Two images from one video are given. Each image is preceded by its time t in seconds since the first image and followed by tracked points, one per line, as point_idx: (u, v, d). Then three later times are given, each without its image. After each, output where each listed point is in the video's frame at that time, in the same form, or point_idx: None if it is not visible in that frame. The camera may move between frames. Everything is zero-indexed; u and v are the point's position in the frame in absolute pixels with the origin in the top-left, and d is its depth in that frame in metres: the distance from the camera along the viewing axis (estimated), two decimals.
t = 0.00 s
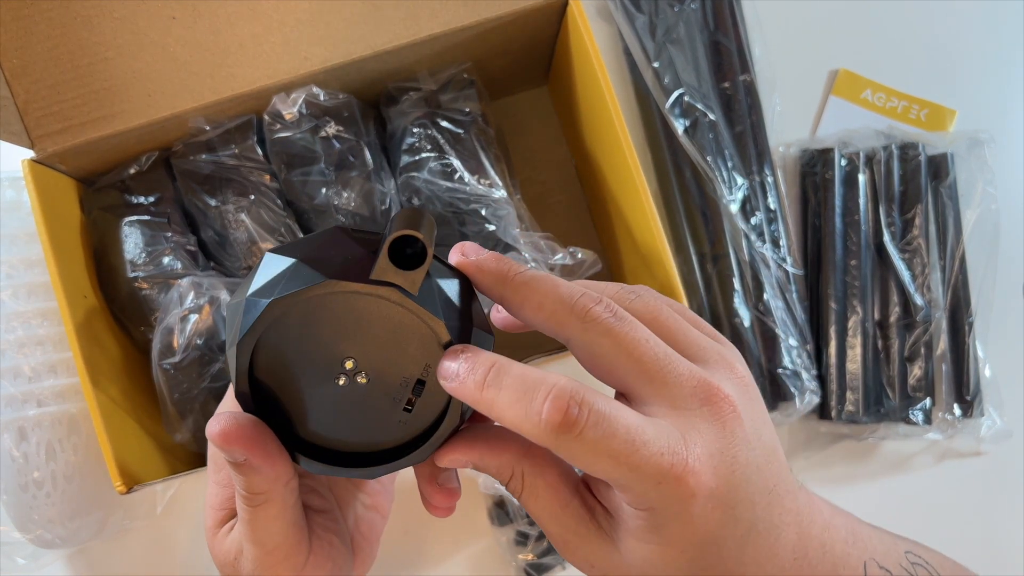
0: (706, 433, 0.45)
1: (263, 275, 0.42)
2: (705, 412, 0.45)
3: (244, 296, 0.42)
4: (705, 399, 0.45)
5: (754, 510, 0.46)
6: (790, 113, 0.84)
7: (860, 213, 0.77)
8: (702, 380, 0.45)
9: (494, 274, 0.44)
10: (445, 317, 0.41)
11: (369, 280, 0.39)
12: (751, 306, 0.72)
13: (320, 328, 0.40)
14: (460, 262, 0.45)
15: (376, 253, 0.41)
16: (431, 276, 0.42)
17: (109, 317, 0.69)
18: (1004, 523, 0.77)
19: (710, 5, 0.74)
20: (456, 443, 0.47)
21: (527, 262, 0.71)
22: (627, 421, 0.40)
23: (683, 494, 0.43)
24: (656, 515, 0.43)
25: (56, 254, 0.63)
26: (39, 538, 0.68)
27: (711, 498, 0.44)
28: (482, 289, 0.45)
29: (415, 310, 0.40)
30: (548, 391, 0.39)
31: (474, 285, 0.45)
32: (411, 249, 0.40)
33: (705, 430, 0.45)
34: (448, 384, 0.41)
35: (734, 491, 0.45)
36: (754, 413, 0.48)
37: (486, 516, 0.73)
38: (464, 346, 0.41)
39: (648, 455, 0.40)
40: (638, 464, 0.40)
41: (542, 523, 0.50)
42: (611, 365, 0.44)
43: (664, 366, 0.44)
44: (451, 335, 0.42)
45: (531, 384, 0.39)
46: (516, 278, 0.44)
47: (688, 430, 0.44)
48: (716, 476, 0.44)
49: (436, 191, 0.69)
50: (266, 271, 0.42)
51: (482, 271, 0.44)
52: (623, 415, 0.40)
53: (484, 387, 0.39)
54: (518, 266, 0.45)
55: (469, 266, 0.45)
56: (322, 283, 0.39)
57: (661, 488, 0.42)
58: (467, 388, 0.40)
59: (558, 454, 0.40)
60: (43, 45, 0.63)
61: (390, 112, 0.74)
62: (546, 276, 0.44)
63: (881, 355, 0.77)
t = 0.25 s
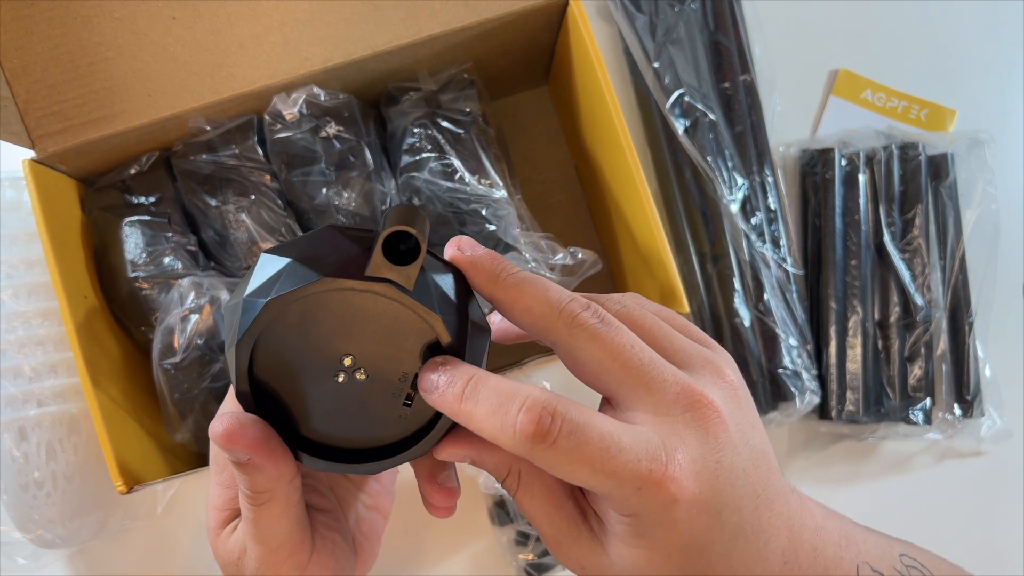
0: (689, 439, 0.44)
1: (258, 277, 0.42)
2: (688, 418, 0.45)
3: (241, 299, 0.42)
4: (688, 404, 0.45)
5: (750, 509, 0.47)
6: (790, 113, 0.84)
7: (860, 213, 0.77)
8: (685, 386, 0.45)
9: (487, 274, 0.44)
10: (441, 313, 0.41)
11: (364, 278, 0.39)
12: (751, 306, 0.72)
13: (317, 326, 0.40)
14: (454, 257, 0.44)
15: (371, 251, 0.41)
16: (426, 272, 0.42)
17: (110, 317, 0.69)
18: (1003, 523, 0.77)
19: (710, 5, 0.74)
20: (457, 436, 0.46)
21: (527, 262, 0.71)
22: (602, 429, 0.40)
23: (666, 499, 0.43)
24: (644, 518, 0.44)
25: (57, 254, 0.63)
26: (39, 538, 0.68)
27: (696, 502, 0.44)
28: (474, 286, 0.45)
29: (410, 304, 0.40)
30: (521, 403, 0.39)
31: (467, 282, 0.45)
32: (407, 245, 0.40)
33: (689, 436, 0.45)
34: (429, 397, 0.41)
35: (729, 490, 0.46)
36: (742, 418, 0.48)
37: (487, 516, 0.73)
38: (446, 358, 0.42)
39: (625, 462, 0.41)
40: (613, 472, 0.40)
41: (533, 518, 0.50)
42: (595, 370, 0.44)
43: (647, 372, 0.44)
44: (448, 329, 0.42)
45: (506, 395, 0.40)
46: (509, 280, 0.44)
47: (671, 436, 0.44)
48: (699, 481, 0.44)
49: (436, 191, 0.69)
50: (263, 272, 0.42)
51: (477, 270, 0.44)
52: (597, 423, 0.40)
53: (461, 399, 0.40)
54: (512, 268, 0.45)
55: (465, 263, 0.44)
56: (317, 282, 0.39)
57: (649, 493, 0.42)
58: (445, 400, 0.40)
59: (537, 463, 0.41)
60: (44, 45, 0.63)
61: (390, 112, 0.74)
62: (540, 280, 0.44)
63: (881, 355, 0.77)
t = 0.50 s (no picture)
0: (685, 431, 0.45)
1: (259, 276, 0.42)
2: (683, 412, 0.45)
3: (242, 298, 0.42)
4: (683, 397, 0.45)
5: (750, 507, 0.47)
6: (790, 113, 0.84)
7: (860, 213, 0.77)
8: (680, 379, 0.45)
9: (486, 269, 0.44)
10: (443, 307, 0.41)
11: (365, 273, 0.39)
12: (751, 306, 0.72)
13: (318, 323, 0.40)
14: (453, 252, 0.44)
15: (370, 247, 0.41)
16: (426, 267, 0.42)
17: (110, 317, 0.69)
18: (1004, 522, 0.77)
19: (710, 5, 0.74)
20: (458, 430, 0.46)
21: (528, 262, 0.71)
22: (596, 419, 0.40)
23: (661, 489, 0.43)
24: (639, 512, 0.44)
25: (57, 254, 0.63)
26: (40, 538, 0.68)
27: (691, 494, 0.44)
28: (473, 281, 0.45)
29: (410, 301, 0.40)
30: (516, 394, 0.39)
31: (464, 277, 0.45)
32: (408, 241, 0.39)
33: (685, 430, 0.45)
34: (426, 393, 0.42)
35: (726, 488, 0.46)
36: (738, 414, 0.48)
37: (487, 516, 0.73)
38: (443, 356, 0.42)
39: (619, 453, 0.41)
40: (608, 462, 0.40)
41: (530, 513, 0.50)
42: (591, 363, 0.44)
43: (643, 365, 0.44)
44: (449, 323, 0.42)
45: (502, 388, 0.40)
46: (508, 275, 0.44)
47: (668, 428, 0.44)
48: (694, 472, 0.44)
49: (436, 191, 0.69)
50: (263, 271, 0.42)
51: (476, 265, 0.44)
52: (592, 414, 0.40)
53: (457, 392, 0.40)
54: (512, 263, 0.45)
55: (463, 258, 0.44)
56: (318, 280, 0.39)
57: (643, 485, 0.42)
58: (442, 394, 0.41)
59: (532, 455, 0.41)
60: (44, 45, 0.63)
61: (391, 112, 0.74)
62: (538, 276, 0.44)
63: (881, 355, 0.77)
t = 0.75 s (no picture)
0: (679, 431, 0.45)
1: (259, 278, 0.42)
2: (676, 411, 0.45)
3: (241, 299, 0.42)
4: (677, 397, 0.45)
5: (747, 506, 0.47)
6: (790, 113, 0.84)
7: (859, 213, 0.77)
8: (675, 379, 0.45)
9: (482, 269, 0.44)
10: (442, 306, 0.42)
11: (365, 272, 0.40)
12: (750, 306, 0.72)
13: (318, 324, 0.40)
14: (450, 251, 0.44)
15: (369, 247, 0.41)
16: (425, 267, 0.42)
17: (110, 317, 0.70)
18: (1003, 522, 0.77)
19: (709, 6, 0.74)
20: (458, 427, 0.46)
21: (527, 262, 0.71)
22: (588, 419, 0.40)
23: (654, 488, 0.43)
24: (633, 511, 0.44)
25: (57, 254, 0.63)
26: (40, 538, 0.68)
27: (685, 493, 0.44)
28: (470, 281, 0.45)
29: (409, 300, 0.40)
30: (507, 396, 0.39)
31: (461, 276, 0.45)
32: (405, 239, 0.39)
33: (679, 429, 0.45)
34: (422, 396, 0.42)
35: (723, 487, 0.46)
36: (734, 413, 0.48)
37: (487, 516, 0.73)
38: (439, 358, 0.42)
39: (612, 453, 0.41)
40: (600, 462, 0.41)
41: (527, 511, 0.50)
42: (586, 363, 0.44)
43: (637, 364, 0.44)
44: (448, 322, 0.42)
45: (493, 389, 0.40)
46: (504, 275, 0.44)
47: (661, 427, 0.44)
48: (688, 471, 0.44)
49: (436, 191, 0.69)
50: (263, 273, 0.42)
51: (473, 265, 0.44)
52: (584, 413, 0.40)
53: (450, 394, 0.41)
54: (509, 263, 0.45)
55: (460, 258, 0.44)
56: (319, 280, 0.39)
57: (639, 483, 0.42)
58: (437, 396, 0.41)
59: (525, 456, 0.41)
60: (44, 45, 0.63)
61: (391, 112, 0.74)
62: (535, 276, 0.44)
63: (881, 355, 0.77)
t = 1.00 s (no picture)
0: (678, 429, 0.45)
1: (258, 282, 0.42)
2: (675, 410, 0.45)
3: (239, 303, 0.42)
4: (677, 395, 0.45)
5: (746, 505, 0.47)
6: (790, 113, 0.84)
7: (859, 213, 0.77)
8: (674, 377, 0.45)
9: (481, 269, 0.44)
10: (442, 308, 0.42)
11: (365, 276, 0.40)
12: (750, 306, 0.72)
13: (317, 326, 0.41)
14: (448, 252, 0.45)
15: (368, 252, 0.41)
16: (425, 269, 0.43)
17: (110, 317, 0.70)
18: (1003, 522, 0.77)
19: (709, 6, 0.74)
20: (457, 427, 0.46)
21: (527, 262, 0.71)
22: (587, 418, 0.40)
23: (654, 485, 0.43)
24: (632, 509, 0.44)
25: (57, 254, 0.64)
26: (40, 538, 0.68)
27: (685, 491, 0.44)
28: (469, 281, 0.45)
29: (408, 301, 0.41)
30: (506, 395, 0.40)
31: (459, 277, 0.45)
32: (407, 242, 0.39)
33: (677, 427, 0.45)
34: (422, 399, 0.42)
35: (722, 487, 0.46)
36: (732, 412, 0.48)
37: (487, 516, 0.73)
38: (438, 361, 0.43)
39: (611, 450, 0.41)
40: (599, 460, 0.41)
41: (526, 510, 0.50)
42: (585, 362, 0.44)
43: (636, 363, 0.44)
44: (448, 324, 0.42)
45: (492, 390, 0.40)
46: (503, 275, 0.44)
47: (660, 425, 0.44)
48: (688, 469, 0.44)
49: (436, 191, 0.69)
50: (262, 277, 0.42)
51: (471, 265, 0.44)
52: (583, 412, 0.41)
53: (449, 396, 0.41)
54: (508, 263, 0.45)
55: (458, 259, 0.44)
56: (319, 283, 0.40)
57: (639, 483, 0.42)
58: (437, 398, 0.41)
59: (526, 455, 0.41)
60: (44, 45, 0.63)
61: (391, 112, 0.74)
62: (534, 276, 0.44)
63: (880, 355, 0.77)
